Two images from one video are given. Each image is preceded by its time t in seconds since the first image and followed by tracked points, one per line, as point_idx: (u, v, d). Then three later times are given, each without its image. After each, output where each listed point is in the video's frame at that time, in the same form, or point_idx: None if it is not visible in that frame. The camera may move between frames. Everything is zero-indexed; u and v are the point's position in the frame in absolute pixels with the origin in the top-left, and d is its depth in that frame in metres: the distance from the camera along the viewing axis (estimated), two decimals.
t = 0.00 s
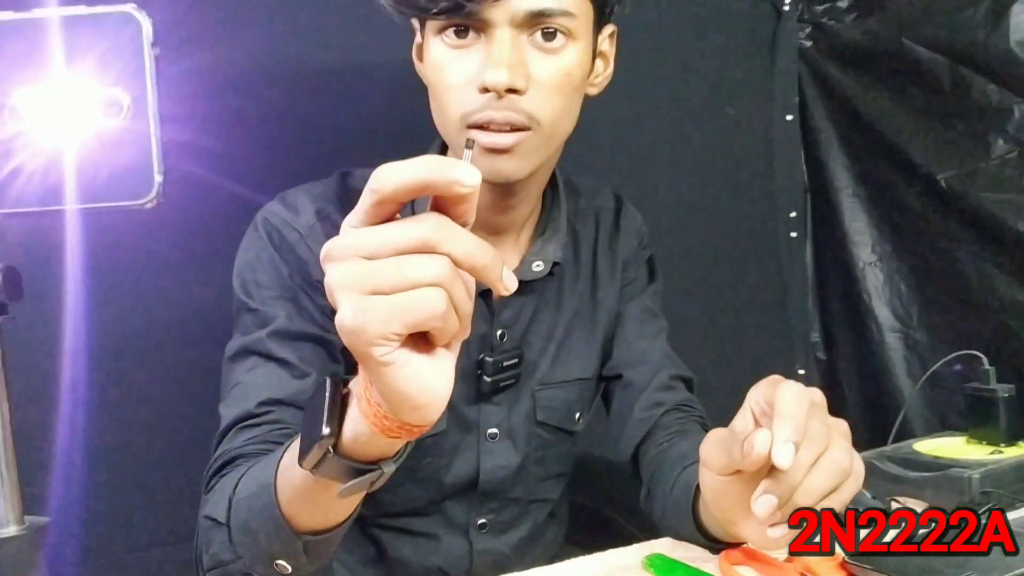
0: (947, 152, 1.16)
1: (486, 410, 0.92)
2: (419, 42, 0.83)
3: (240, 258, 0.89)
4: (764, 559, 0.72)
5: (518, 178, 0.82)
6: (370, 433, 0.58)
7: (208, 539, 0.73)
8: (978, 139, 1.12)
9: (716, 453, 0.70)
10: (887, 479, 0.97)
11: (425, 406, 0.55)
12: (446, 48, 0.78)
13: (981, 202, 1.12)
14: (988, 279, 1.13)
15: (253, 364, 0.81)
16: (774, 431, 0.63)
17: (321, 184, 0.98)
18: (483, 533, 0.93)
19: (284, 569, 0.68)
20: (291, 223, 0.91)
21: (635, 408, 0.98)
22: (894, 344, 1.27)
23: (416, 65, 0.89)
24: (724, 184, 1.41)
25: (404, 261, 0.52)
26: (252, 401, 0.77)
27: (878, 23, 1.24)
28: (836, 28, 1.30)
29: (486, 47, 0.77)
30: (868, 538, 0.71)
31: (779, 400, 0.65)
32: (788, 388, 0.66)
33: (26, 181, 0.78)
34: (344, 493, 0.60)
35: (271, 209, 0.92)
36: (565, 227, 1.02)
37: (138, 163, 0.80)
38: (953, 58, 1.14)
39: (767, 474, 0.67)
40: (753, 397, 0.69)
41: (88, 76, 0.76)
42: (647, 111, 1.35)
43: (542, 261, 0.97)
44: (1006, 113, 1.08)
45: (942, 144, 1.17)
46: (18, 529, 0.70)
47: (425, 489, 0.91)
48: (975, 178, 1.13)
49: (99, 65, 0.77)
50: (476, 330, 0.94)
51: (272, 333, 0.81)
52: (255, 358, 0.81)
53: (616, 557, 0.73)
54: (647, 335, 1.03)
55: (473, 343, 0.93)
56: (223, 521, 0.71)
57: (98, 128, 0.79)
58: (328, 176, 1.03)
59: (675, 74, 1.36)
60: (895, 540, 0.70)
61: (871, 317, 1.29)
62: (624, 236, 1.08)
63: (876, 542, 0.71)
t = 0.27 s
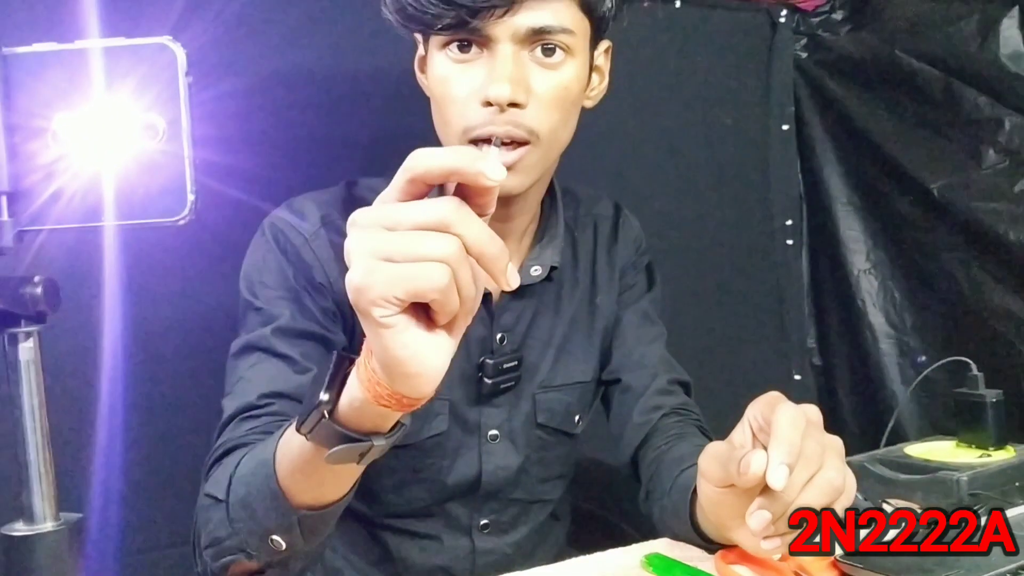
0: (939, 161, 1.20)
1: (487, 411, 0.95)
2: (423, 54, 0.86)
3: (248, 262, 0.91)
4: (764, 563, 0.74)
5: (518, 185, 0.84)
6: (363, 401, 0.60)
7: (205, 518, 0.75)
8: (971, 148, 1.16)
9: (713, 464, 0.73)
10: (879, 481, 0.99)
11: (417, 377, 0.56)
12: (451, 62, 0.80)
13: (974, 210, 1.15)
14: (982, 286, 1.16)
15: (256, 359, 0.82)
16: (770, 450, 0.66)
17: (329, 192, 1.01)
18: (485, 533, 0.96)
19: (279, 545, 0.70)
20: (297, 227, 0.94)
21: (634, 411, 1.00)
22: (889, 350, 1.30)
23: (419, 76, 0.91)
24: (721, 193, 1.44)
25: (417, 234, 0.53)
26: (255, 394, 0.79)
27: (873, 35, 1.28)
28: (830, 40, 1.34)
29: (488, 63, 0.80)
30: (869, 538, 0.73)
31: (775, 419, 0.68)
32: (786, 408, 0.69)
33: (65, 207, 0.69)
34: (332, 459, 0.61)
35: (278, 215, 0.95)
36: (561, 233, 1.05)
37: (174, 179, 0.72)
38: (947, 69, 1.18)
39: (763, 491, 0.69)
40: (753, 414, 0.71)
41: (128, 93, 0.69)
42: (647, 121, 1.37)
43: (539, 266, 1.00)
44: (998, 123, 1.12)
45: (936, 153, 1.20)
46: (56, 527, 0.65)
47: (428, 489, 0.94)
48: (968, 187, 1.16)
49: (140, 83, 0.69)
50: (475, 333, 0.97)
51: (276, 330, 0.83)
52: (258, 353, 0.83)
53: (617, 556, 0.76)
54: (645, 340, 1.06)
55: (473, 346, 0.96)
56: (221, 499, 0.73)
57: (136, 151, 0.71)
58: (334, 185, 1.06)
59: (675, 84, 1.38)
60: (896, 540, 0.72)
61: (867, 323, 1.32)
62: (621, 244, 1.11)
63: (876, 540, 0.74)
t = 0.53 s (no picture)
0: (931, 167, 1.22)
1: (480, 411, 0.97)
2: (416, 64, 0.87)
3: (246, 261, 0.92)
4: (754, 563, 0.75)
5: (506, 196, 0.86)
6: (341, 364, 0.60)
7: (187, 491, 0.77)
8: (962, 155, 1.17)
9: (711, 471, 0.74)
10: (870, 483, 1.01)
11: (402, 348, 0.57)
12: (443, 73, 0.82)
13: (964, 215, 1.17)
14: (973, 291, 1.18)
15: (247, 351, 0.83)
16: (768, 461, 0.68)
17: (328, 197, 1.02)
18: (476, 532, 0.97)
19: (256, 511, 0.73)
20: (294, 229, 0.95)
21: (628, 414, 1.00)
22: (882, 354, 1.31)
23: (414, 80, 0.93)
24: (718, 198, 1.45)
25: (432, 229, 0.51)
26: (239, 386, 0.80)
27: (867, 43, 1.30)
28: (825, 46, 1.36)
29: (479, 76, 0.81)
30: (869, 538, 0.74)
31: (776, 431, 0.70)
32: (784, 421, 0.71)
33: (73, 219, 0.70)
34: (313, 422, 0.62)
35: (276, 217, 0.97)
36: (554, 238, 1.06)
37: (180, 191, 0.73)
38: (939, 77, 1.20)
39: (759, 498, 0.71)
40: (759, 424, 0.75)
41: (135, 107, 0.70)
42: (645, 126, 1.39)
43: (530, 269, 1.02)
44: (988, 130, 1.14)
45: (928, 159, 1.22)
46: (60, 527, 0.64)
47: (421, 487, 0.95)
48: (958, 192, 1.18)
49: (145, 98, 0.70)
50: (467, 335, 0.98)
51: (266, 323, 0.83)
52: (250, 346, 0.83)
53: (610, 558, 0.77)
54: (641, 345, 1.06)
55: (467, 348, 0.98)
56: (202, 470, 0.76)
57: (141, 165, 0.72)
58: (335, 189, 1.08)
59: (672, 90, 1.40)
60: (895, 540, 0.73)
61: (859, 326, 1.34)
62: (617, 250, 1.12)
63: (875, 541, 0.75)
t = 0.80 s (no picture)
0: (927, 165, 1.22)
1: (472, 402, 0.97)
2: (419, 63, 0.87)
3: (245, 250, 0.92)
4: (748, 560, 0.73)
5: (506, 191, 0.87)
6: (295, 305, 0.66)
7: (160, 447, 0.82)
8: (958, 152, 1.18)
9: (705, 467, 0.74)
10: (865, 479, 1.01)
11: (343, 278, 0.62)
12: (446, 71, 0.82)
13: (959, 213, 1.18)
14: (969, 288, 1.18)
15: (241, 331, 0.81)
16: (762, 467, 0.69)
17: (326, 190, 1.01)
18: (466, 524, 0.98)
19: (222, 464, 0.78)
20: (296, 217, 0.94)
21: (625, 409, 1.00)
22: (879, 351, 1.32)
23: (414, 81, 0.93)
24: (715, 195, 1.46)
25: (342, 151, 0.56)
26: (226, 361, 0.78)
27: (862, 40, 1.30)
28: (822, 46, 1.36)
29: (481, 74, 0.82)
30: (868, 537, 0.70)
31: (773, 435, 0.71)
32: (783, 426, 0.72)
33: (67, 216, 0.70)
34: (272, 367, 0.68)
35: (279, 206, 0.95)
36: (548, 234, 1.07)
37: (172, 187, 0.73)
38: (934, 75, 1.20)
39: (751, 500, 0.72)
40: (759, 426, 0.75)
41: (129, 104, 0.71)
42: (643, 123, 1.39)
43: (523, 262, 1.01)
44: (983, 128, 1.14)
45: (924, 157, 1.23)
46: (55, 519, 0.65)
47: (412, 477, 0.96)
48: (954, 190, 1.18)
49: (139, 96, 0.71)
50: (459, 326, 0.99)
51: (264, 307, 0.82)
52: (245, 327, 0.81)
53: (604, 555, 0.78)
54: (639, 341, 1.05)
55: (458, 339, 0.99)
56: (174, 427, 0.81)
57: (135, 162, 0.72)
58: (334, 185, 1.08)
59: (670, 88, 1.40)
60: (896, 539, 0.69)
61: (856, 323, 1.34)
62: (616, 246, 1.12)
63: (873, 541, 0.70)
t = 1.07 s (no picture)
0: (925, 172, 1.23)
1: (468, 407, 0.98)
2: (419, 65, 0.87)
3: (248, 252, 0.93)
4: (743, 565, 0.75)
5: (504, 192, 0.87)
6: (277, 312, 0.67)
7: (149, 445, 0.82)
8: (956, 159, 1.18)
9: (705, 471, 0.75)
10: (861, 487, 1.01)
11: (324, 293, 0.62)
12: (446, 74, 0.83)
13: (957, 219, 1.18)
14: (966, 295, 1.19)
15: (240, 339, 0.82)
16: (763, 474, 0.69)
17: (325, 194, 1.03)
18: (461, 528, 0.98)
19: (207, 463, 0.78)
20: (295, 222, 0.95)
21: (623, 417, 1.00)
22: (876, 357, 1.33)
23: (414, 85, 0.93)
24: (716, 201, 1.46)
25: (339, 173, 0.57)
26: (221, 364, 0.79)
27: (860, 47, 1.31)
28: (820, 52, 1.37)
29: (482, 76, 0.82)
30: (868, 538, 0.71)
31: (776, 443, 0.71)
32: (786, 436, 0.72)
33: (67, 234, 0.64)
34: (251, 371, 0.69)
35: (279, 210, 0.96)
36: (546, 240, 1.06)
37: (175, 205, 0.68)
38: (932, 82, 1.21)
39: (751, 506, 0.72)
40: (759, 434, 0.75)
41: (133, 120, 0.65)
42: (643, 128, 1.40)
43: (519, 269, 1.01)
44: (980, 135, 1.15)
45: (923, 164, 1.23)
46: (58, 532, 0.61)
47: (408, 480, 0.97)
48: (952, 197, 1.19)
49: (141, 107, 0.65)
50: (456, 331, 0.99)
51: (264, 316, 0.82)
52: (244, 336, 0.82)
53: (601, 565, 0.77)
54: (638, 348, 1.06)
55: (455, 343, 0.99)
56: (164, 426, 0.81)
57: (134, 178, 0.67)
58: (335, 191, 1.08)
59: (670, 93, 1.41)
60: (895, 540, 0.70)
61: (854, 329, 1.35)
62: (615, 253, 1.12)
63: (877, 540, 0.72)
